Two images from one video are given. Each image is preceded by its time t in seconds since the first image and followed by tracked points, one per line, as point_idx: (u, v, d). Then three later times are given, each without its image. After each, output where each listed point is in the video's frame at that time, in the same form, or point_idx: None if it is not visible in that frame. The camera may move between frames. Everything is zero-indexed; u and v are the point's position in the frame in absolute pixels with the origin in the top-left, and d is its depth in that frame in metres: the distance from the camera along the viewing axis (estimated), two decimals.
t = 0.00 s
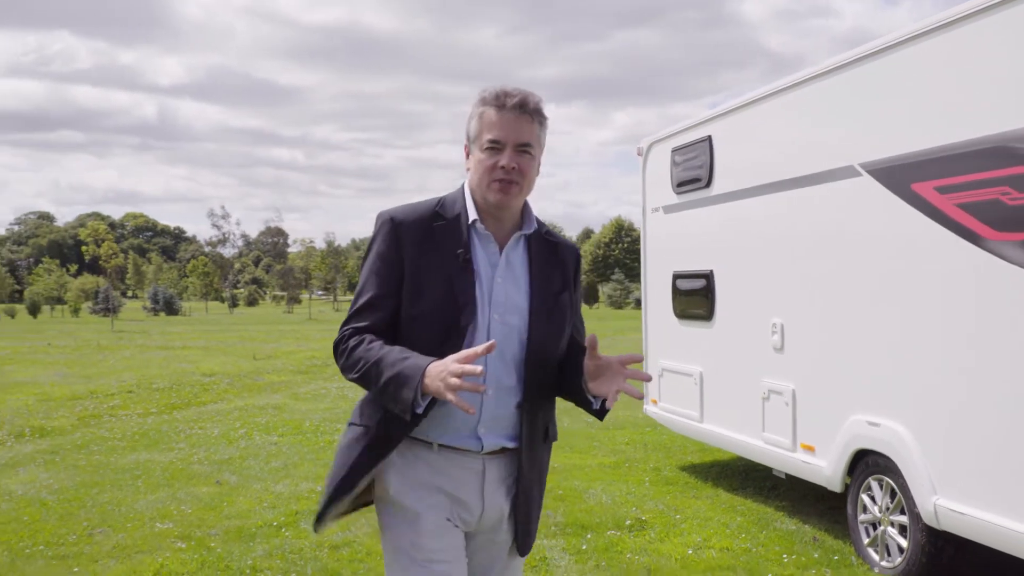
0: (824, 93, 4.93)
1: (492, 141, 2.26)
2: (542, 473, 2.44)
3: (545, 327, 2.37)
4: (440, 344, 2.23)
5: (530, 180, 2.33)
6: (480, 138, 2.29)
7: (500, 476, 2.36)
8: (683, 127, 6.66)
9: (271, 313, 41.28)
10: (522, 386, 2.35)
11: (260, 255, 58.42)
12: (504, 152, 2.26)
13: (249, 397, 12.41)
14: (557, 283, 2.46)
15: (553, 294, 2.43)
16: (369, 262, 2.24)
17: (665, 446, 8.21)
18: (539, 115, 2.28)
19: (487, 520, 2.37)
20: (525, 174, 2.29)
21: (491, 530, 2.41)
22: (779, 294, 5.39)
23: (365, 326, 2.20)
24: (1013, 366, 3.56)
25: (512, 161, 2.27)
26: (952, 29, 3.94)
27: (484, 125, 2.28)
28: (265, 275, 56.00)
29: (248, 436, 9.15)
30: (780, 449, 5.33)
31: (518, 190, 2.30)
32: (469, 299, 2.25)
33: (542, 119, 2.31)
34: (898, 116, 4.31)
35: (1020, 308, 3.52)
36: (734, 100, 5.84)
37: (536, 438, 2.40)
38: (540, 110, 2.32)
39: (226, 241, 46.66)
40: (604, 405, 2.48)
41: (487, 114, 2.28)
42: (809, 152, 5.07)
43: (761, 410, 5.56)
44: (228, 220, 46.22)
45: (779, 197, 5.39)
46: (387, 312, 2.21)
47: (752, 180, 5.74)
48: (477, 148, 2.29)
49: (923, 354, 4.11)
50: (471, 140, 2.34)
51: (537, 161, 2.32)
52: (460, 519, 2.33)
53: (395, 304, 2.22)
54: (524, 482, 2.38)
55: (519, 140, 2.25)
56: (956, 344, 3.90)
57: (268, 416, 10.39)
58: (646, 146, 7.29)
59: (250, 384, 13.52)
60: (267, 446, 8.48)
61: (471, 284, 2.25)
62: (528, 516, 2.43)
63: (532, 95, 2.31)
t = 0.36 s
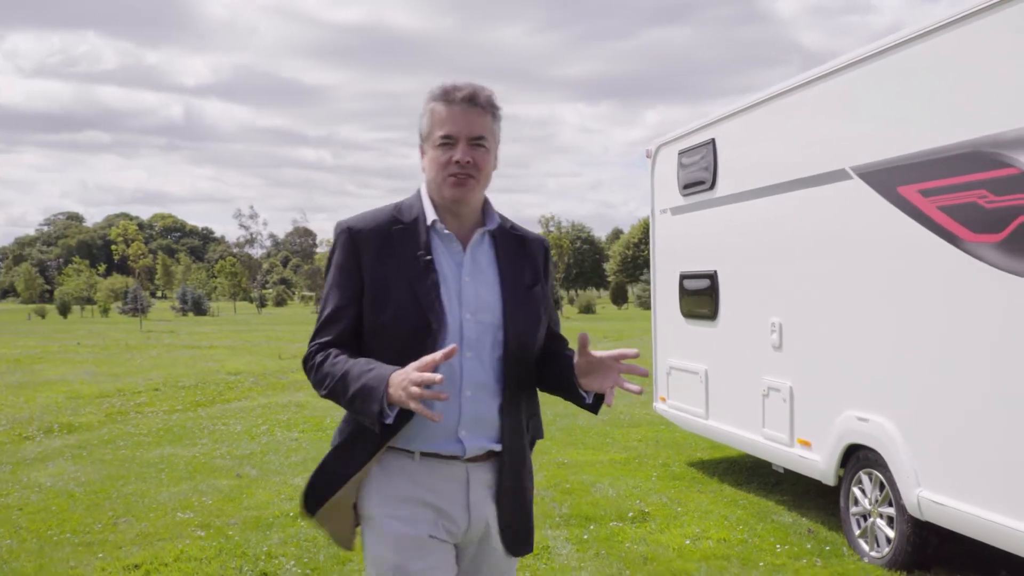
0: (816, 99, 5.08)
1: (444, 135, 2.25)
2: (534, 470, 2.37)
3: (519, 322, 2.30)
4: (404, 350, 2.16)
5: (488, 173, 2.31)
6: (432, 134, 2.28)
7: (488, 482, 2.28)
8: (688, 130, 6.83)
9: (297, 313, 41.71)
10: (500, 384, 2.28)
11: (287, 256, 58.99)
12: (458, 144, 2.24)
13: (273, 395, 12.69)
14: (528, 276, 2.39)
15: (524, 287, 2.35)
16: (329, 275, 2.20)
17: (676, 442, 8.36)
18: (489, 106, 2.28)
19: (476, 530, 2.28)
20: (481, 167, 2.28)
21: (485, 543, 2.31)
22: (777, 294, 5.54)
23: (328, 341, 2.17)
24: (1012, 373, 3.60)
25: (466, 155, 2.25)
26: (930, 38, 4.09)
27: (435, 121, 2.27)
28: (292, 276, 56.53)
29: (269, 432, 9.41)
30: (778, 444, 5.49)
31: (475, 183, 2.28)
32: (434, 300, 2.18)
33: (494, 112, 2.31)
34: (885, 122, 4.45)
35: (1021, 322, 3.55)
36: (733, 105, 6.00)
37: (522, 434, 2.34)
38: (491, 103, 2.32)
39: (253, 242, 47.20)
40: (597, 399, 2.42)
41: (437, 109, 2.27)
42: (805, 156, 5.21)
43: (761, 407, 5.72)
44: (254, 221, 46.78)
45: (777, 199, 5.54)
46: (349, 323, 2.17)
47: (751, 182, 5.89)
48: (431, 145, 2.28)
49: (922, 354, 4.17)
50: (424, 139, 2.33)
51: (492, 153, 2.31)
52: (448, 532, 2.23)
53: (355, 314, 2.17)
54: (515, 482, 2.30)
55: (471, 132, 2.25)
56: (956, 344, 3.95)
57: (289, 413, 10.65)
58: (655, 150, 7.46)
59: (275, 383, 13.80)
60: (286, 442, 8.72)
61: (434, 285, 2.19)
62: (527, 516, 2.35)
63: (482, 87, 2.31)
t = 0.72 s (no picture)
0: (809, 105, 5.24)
1: (402, 134, 2.32)
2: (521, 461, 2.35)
3: (485, 314, 2.35)
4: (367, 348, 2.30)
5: (449, 170, 2.37)
6: (393, 134, 2.35)
7: (466, 473, 2.32)
8: (694, 135, 7.00)
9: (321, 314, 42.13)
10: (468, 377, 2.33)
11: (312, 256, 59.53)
12: (417, 143, 2.31)
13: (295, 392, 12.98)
14: (498, 266, 2.42)
15: (492, 278, 2.39)
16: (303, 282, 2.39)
17: (685, 439, 8.53)
18: (446, 102, 2.34)
19: (459, 521, 2.31)
20: (443, 163, 2.34)
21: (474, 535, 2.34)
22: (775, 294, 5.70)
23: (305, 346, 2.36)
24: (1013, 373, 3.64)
25: (427, 152, 2.31)
26: (914, 49, 4.25)
27: (397, 119, 2.34)
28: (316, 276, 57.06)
29: (289, 428, 9.67)
30: (777, 440, 5.65)
31: (437, 181, 2.34)
32: (392, 298, 2.30)
33: (453, 108, 2.37)
34: (874, 128, 4.61)
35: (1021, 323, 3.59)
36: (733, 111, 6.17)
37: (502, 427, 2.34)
38: (451, 100, 2.38)
39: (277, 242, 47.72)
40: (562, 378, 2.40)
41: (396, 109, 2.35)
42: (801, 160, 5.37)
43: (760, 404, 5.88)
44: (279, 222, 47.29)
45: (774, 203, 5.70)
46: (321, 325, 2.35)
47: (751, 185, 6.05)
48: (391, 144, 2.35)
49: (922, 354, 4.24)
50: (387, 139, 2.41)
51: (453, 150, 2.37)
52: (429, 524, 2.32)
53: (324, 318, 2.35)
54: (494, 474, 2.30)
55: (432, 128, 2.31)
56: (955, 344, 4.00)
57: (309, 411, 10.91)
58: (662, 153, 7.63)
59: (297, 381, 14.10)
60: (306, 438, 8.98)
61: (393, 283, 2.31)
62: (518, 508, 2.32)
63: (442, 84, 2.37)
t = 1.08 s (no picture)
0: (804, 113, 5.40)
1: (395, 149, 2.36)
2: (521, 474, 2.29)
3: (477, 324, 2.32)
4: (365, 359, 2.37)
5: (445, 182, 2.39)
6: (387, 150, 2.40)
7: (463, 482, 2.35)
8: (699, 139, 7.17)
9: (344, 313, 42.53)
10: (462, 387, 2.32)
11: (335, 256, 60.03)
12: (410, 157, 2.35)
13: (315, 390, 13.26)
14: (495, 273, 2.37)
15: (486, 287, 2.35)
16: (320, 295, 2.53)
17: (694, 436, 8.70)
18: (435, 116, 2.37)
19: (459, 529, 2.35)
20: (436, 175, 2.36)
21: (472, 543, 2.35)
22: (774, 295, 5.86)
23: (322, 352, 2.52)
24: (1012, 373, 3.64)
25: (420, 164, 2.34)
26: (900, 59, 4.40)
27: (390, 136, 2.38)
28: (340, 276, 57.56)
29: (308, 425, 9.93)
30: (776, 436, 5.81)
31: (432, 193, 2.36)
32: (386, 311, 2.36)
33: (444, 121, 2.39)
34: (865, 135, 4.75)
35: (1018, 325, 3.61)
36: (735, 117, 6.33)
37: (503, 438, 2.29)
38: (443, 114, 2.41)
39: (301, 242, 48.20)
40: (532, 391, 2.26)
41: (388, 126, 2.39)
42: (798, 165, 5.51)
43: (761, 401, 6.04)
44: (302, 222, 47.75)
45: (773, 206, 5.86)
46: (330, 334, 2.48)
47: (752, 189, 6.22)
48: (386, 161, 2.40)
49: (923, 354, 4.23)
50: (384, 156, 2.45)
51: (447, 162, 2.39)
52: (430, 529, 2.37)
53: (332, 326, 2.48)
54: (487, 486, 2.27)
55: (422, 142, 2.35)
56: (955, 345, 4.00)
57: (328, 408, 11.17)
58: (670, 157, 7.81)
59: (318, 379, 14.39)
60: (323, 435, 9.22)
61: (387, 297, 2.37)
62: (515, 518, 2.28)
63: (432, 99, 2.41)
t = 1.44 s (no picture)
0: (803, 117, 5.54)
1: (438, 137, 2.19)
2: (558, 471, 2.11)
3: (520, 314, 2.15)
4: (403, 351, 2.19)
5: (489, 173, 2.20)
6: (430, 141, 2.23)
7: (501, 483, 2.16)
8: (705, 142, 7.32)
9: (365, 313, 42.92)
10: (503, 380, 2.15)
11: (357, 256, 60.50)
12: (452, 144, 2.17)
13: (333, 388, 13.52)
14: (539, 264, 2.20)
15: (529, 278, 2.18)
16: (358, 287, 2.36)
17: (702, 434, 8.86)
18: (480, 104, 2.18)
19: (494, 531, 2.17)
20: (481, 165, 2.18)
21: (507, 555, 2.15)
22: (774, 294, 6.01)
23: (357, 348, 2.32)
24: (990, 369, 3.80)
25: (465, 152, 2.16)
26: (891, 66, 4.54)
27: (434, 125, 2.21)
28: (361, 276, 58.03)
29: (325, 421, 10.16)
30: (776, 432, 5.96)
31: (474, 183, 2.18)
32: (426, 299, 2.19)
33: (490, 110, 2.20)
34: (859, 139, 4.89)
35: (989, 322, 3.81)
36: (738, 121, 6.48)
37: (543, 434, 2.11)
38: (490, 104, 2.22)
39: (322, 242, 48.65)
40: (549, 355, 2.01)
41: (433, 115, 2.22)
42: (796, 168, 5.66)
43: (762, 398, 6.19)
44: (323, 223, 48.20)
45: (774, 208, 6.00)
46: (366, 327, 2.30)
47: (755, 191, 6.36)
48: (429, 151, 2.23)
49: (908, 353, 4.39)
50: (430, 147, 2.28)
51: (493, 152, 2.20)
52: (464, 536, 2.17)
53: (373, 318, 2.27)
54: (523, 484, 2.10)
55: (467, 129, 2.16)
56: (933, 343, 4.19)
57: (345, 405, 11.42)
58: (677, 159, 7.96)
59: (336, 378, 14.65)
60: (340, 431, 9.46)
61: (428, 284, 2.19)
62: (550, 518, 2.10)
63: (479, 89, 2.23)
